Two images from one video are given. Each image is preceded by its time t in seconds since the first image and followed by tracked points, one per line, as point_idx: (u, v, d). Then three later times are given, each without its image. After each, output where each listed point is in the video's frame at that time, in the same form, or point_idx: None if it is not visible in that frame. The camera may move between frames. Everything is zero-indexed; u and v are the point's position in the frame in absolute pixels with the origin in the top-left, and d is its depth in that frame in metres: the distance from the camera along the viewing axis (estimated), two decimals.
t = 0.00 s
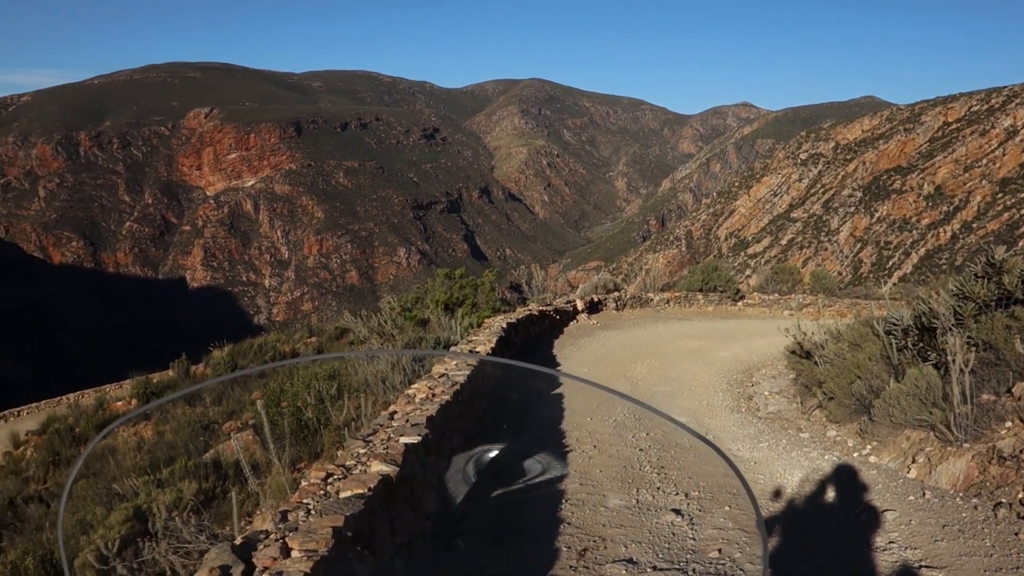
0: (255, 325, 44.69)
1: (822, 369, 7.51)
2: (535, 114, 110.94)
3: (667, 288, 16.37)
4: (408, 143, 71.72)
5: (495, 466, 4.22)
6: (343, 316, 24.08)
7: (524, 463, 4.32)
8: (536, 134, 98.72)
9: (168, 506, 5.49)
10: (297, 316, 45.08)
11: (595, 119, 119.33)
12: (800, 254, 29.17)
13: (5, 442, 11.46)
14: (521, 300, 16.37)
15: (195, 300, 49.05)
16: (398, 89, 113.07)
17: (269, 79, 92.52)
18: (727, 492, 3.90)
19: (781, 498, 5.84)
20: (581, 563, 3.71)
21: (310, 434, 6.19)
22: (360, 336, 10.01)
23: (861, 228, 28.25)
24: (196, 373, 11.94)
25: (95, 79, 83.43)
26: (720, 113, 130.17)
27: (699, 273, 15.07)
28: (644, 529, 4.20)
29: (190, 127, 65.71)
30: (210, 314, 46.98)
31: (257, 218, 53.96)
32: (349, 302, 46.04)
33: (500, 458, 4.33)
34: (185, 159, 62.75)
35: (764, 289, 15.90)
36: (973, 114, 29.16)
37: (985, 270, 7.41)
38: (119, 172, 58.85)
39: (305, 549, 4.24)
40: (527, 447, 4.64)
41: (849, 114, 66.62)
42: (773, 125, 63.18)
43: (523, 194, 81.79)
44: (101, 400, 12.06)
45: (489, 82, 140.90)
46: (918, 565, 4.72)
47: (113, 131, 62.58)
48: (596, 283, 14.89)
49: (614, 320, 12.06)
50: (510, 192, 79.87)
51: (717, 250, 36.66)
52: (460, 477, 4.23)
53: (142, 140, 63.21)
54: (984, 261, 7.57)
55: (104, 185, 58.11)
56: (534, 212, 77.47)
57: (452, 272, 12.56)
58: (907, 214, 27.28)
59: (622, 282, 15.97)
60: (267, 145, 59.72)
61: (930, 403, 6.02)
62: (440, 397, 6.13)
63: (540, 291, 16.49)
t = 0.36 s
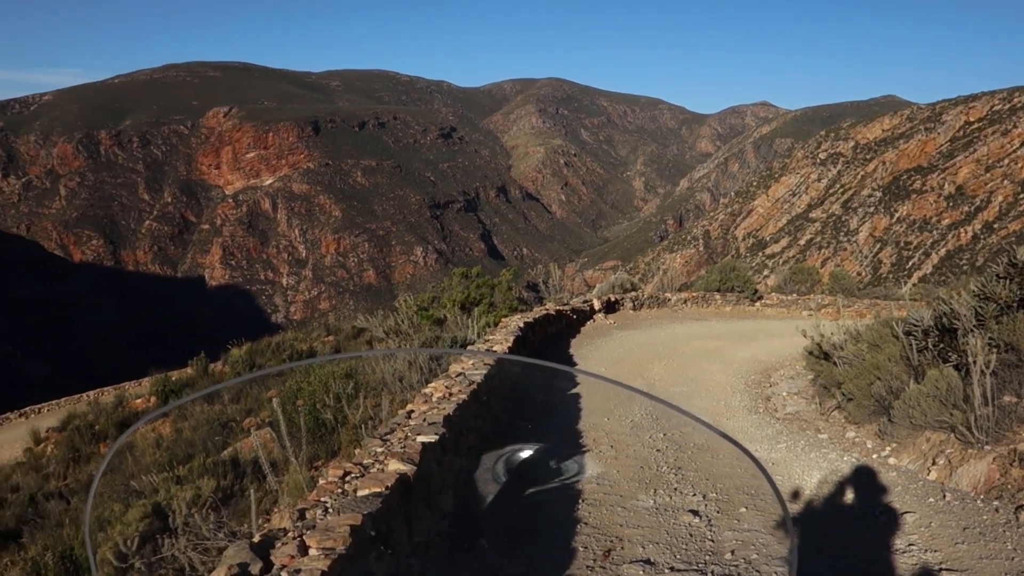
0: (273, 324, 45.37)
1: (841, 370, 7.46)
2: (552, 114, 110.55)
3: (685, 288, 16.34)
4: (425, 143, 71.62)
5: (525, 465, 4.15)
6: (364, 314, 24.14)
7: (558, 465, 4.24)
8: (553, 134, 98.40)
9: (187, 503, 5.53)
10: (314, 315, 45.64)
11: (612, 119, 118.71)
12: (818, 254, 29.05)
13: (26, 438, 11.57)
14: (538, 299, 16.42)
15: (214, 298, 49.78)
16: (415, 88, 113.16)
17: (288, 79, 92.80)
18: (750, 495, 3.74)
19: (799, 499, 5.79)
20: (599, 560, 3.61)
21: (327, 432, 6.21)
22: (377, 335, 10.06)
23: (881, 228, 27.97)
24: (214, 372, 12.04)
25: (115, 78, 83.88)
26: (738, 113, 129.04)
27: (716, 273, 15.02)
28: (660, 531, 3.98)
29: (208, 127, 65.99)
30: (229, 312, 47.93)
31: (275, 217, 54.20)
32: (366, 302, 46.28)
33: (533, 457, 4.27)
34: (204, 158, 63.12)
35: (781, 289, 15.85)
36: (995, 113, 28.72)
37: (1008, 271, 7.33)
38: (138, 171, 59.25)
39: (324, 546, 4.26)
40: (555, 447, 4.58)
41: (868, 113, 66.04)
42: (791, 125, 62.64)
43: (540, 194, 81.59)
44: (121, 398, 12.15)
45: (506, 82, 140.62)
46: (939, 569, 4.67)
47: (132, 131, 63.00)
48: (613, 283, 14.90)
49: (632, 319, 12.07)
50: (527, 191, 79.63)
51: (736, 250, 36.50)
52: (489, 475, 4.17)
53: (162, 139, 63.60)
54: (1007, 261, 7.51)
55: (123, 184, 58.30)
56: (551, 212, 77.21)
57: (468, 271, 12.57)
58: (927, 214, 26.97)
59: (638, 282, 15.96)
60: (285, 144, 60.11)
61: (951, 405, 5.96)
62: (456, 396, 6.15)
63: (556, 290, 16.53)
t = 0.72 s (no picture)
0: (289, 322, 45.85)
1: (859, 369, 7.42)
2: (568, 112, 110.28)
3: (702, 286, 16.27)
4: (441, 142, 71.62)
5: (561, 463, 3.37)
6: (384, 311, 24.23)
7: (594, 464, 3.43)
8: (569, 132, 98.19)
9: (205, 500, 5.58)
10: (330, 314, 45.85)
11: (628, 118, 118.18)
12: (836, 253, 28.99)
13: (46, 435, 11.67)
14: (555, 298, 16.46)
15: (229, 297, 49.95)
16: (432, 87, 113.39)
17: (305, 78, 93.18)
18: (770, 497, 2.99)
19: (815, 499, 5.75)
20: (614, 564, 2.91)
21: (344, 430, 6.25)
22: (394, 334, 10.12)
23: (899, 226, 27.78)
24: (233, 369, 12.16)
25: (134, 78, 84.39)
26: (755, 112, 127.96)
27: (733, 272, 14.94)
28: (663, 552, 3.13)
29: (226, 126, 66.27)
30: (242, 311, 48.27)
31: (292, 215, 54.45)
32: (382, 301, 46.51)
33: (570, 454, 3.46)
34: (221, 157, 63.52)
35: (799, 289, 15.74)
36: (1016, 111, 28.21)
37: None
38: (157, 169, 59.69)
39: (340, 544, 4.28)
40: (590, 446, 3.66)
41: (887, 111, 65.39)
42: (808, 123, 62.09)
43: (556, 193, 81.46)
44: (139, 395, 12.25)
45: (523, 80, 140.31)
46: (957, 570, 4.64)
47: (150, 130, 63.46)
48: (629, 281, 14.94)
49: (647, 319, 12.06)
50: (543, 190, 79.47)
51: (752, 249, 36.38)
52: (522, 470, 3.38)
53: (180, 138, 64.07)
54: None
55: (142, 182, 58.56)
56: (566, 211, 77.06)
57: (484, 269, 12.55)
58: (946, 213, 26.63)
59: (654, 281, 16.00)
60: (302, 143, 60.45)
61: (970, 405, 5.92)
62: (472, 394, 6.17)
63: (572, 289, 16.55)
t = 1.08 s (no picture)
0: (303, 320, 46.11)
1: (875, 369, 7.38)
2: (583, 111, 109.75)
3: (717, 285, 16.22)
4: (455, 141, 71.39)
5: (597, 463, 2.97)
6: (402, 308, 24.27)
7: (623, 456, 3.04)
8: (583, 131, 97.67)
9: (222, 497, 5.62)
10: (345, 312, 45.65)
11: (643, 117, 117.27)
12: (852, 252, 28.88)
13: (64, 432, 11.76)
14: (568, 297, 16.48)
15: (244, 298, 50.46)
16: (447, 85, 113.28)
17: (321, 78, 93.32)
18: (783, 497, 2.69)
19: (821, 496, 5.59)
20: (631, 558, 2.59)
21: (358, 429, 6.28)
22: (409, 332, 10.17)
23: (916, 226, 27.53)
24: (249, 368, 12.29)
25: (151, 77, 84.86)
26: (772, 109, 126.21)
27: (748, 272, 14.87)
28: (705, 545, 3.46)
29: (242, 125, 66.50)
30: (260, 312, 48.42)
31: (307, 214, 54.70)
32: (396, 299, 46.59)
33: (607, 452, 3.01)
34: (237, 156, 63.73)
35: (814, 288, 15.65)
36: None
37: None
38: (173, 168, 60.03)
39: (356, 541, 4.31)
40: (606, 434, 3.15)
41: (905, 109, 64.65)
42: (825, 121, 61.43)
43: (570, 192, 80.95)
44: (155, 393, 12.33)
45: (537, 79, 139.75)
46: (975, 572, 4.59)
47: (167, 129, 63.85)
48: (643, 281, 14.99)
49: (661, 318, 12.03)
50: (558, 189, 79.01)
51: (768, 248, 36.15)
52: (554, 468, 3.06)
53: (196, 137, 64.42)
54: None
55: (159, 181, 58.85)
56: (581, 209, 76.63)
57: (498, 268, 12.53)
58: (964, 212, 26.32)
59: (669, 280, 16.03)
60: (317, 142, 60.64)
61: (988, 405, 5.84)
62: (487, 393, 6.18)
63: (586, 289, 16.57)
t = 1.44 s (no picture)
0: (318, 319, 46.32)
1: (891, 370, 7.34)
2: (597, 110, 108.81)
3: (732, 285, 16.12)
4: (469, 140, 71.09)
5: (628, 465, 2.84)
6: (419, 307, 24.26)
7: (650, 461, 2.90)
8: (597, 130, 96.93)
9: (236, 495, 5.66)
10: (359, 312, 45.88)
11: (656, 115, 116.29)
12: (867, 252, 28.66)
13: (81, 429, 11.86)
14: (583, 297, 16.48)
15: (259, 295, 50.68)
16: (460, 84, 113.00)
17: (335, 77, 93.31)
18: (800, 499, 2.65)
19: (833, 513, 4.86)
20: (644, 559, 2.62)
21: (372, 428, 6.29)
22: (422, 331, 10.20)
23: (932, 226, 27.28)
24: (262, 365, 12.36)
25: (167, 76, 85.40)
26: (785, 108, 124.42)
27: (762, 272, 14.83)
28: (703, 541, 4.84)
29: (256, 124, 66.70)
30: (274, 310, 48.46)
31: (321, 213, 54.88)
32: (409, 298, 46.61)
33: (634, 456, 2.90)
34: (251, 155, 63.82)
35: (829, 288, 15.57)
36: None
37: None
38: (188, 167, 60.24)
39: (370, 540, 4.31)
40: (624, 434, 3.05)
41: (922, 109, 63.77)
42: (841, 121, 60.82)
43: (584, 191, 79.73)
44: (171, 391, 12.42)
45: (552, 78, 139.08)
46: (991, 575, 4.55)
47: (183, 129, 64.11)
48: (657, 280, 14.97)
49: (674, 318, 12.00)
50: (571, 188, 78.35)
51: (782, 248, 35.85)
52: (579, 468, 2.92)
53: (211, 136, 64.65)
54: None
55: (174, 180, 59.18)
56: (594, 208, 75.90)
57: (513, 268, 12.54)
58: (981, 212, 25.98)
59: (684, 280, 16.00)
60: (331, 142, 60.65)
61: (1004, 407, 5.79)
62: (500, 393, 6.17)
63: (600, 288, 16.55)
